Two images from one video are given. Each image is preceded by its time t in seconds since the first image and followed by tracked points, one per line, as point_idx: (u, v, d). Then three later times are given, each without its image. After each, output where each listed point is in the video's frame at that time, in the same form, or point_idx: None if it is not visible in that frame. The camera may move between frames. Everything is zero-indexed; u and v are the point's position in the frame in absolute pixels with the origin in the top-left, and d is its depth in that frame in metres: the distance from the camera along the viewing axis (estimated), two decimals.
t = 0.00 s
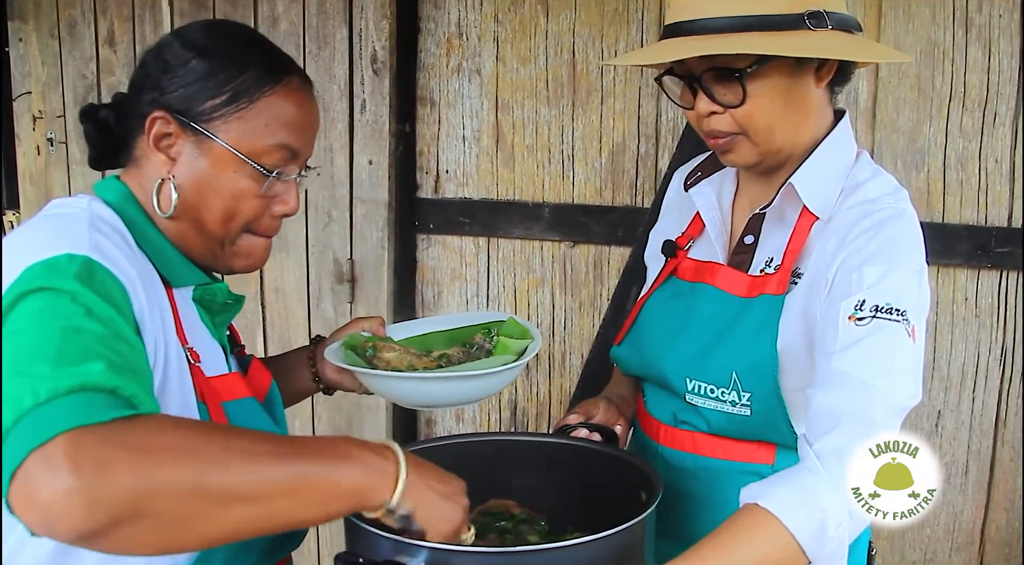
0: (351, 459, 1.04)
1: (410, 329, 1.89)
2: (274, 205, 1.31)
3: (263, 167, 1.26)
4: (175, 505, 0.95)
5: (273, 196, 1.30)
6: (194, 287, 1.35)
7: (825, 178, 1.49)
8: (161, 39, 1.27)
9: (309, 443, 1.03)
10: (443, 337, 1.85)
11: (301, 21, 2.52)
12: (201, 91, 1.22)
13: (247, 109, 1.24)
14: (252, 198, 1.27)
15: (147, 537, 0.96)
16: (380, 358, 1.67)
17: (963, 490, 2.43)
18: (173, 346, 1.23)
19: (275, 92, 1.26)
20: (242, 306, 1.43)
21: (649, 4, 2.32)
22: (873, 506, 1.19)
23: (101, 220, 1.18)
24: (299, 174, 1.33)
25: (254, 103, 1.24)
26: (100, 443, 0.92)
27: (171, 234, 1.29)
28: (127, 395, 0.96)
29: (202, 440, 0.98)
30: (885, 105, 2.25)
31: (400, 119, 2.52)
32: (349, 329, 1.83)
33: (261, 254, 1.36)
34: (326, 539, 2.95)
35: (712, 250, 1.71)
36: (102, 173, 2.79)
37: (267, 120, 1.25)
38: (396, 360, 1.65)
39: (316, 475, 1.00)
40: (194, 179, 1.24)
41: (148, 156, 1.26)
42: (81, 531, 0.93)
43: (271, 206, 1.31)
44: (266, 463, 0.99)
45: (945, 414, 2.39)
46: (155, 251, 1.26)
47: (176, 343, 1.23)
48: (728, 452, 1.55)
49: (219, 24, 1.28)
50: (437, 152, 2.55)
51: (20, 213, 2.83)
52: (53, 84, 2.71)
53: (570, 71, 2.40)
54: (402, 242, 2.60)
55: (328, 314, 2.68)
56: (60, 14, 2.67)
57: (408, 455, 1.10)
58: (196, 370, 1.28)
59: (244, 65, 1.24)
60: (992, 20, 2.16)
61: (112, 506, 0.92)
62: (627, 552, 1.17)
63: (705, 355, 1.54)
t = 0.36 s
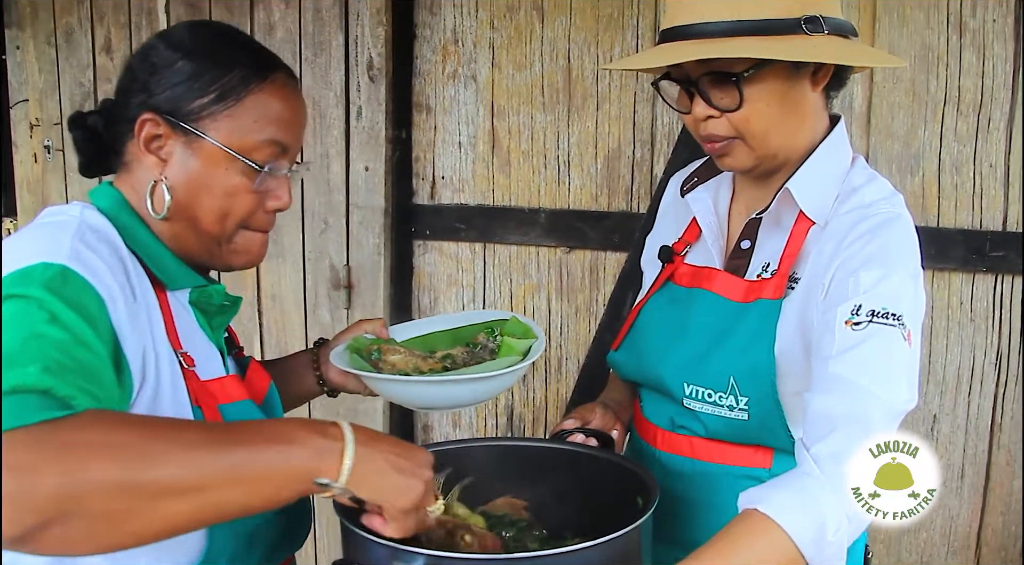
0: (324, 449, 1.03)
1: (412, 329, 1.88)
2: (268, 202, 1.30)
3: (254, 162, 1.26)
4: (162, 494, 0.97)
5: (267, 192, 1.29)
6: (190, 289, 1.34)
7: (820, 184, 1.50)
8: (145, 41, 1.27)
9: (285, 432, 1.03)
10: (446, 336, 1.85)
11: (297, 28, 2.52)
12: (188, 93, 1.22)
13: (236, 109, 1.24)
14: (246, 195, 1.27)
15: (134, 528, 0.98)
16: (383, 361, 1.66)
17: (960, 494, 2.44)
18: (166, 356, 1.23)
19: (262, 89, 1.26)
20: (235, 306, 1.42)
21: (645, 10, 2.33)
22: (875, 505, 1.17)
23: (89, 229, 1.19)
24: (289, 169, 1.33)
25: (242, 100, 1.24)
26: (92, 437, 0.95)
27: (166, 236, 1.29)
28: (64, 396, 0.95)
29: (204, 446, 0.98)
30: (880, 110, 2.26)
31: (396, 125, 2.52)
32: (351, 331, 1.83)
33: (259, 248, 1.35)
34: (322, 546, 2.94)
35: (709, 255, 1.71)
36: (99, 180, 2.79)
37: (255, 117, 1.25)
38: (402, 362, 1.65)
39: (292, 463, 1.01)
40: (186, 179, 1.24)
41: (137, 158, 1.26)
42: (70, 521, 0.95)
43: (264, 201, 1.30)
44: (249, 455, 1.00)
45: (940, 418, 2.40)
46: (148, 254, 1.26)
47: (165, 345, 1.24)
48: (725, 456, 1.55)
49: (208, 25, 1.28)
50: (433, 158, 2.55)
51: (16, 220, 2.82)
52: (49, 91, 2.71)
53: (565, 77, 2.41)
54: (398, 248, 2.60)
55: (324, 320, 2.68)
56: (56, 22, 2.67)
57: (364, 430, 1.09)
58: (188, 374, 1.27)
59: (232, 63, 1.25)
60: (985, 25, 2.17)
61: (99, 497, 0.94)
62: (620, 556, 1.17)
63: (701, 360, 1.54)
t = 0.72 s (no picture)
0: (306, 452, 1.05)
1: (415, 339, 1.90)
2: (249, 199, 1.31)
3: (231, 159, 1.27)
4: (151, 495, 0.98)
5: (247, 188, 1.30)
6: (176, 293, 1.36)
7: (813, 191, 1.51)
8: (121, 48, 1.30)
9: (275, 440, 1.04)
10: (449, 347, 1.87)
11: (291, 38, 2.54)
12: (162, 94, 1.24)
13: (212, 108, 1.26)
14: (226, 192, 1.28)
15: (121, 529, 0.99)
16: (388, 373, 1.68)
17: (951, 497, 2.45)
18: (144, 358, 1.23)
19: (238, 87, 1.28)
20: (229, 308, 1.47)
21: (636, 19, 2.35)
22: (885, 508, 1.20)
23: (72, 238, 1.20)
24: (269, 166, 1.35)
25: (216, 99, 1.26)
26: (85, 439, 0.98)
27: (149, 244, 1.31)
28: (55, 402, 0.97)
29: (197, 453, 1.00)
30: (868, 117, 2.29)
31: (389, 133, 2.54)
32: (359, 341, 1.81)
33: (241, 246, 1.35)
34: (316, 553, 2.95)
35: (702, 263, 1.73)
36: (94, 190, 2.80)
37: (231, 115, 1.27)
38: (407, 374, 1.68)
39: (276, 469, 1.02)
40: (165, 182, 1.26)
41: (116, 165, 1.28)
42: (62, 522, 0.97)
43: (246, 198, 1.32)
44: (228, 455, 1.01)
45: (930, 422, 2.42)
46: (129, 260, 1.27)
47: (145, 349, 1.24)
48: (718, 462, 1.57)
49: (184, 29, 1.30)
50: (426, 167, 2.57)
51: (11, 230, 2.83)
52: (44, 101, 2.72)
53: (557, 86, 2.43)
54: (392, 256, 2.61)
55: (319, 328, 2.69)
56: (51, 32, 2.68)
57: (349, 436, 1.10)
58: (169, 379, 1.28)
59: (207, 64, 1.26)
60: (972, 33, 2.20)
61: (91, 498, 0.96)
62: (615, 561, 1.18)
63: (695, 367, 1.56)
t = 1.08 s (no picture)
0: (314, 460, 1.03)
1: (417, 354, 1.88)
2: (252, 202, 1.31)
3: (237, 161, 1.27)
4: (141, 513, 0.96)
5: (250, 192, 1.30)
6: (181, 298, 1.34)
7: (810, 196, 1.51)
8: (124, 56, 1.28)
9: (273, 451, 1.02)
10: (453, 360, 1.86)
11: (285, 43, 2.52)
12: (167, 98, 1.23)
13: (216, 111, 1.25)
14: (230, 194, 1.27)
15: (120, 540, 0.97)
16: (392, 389, 1.68)
17: (948, 504, 2.44)
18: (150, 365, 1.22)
19: (239, 92, 1.27)
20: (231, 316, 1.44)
21: (631, 24, 2.34)
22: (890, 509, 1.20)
23: (79, 241, 1.19)
24: (271, 171, 1.34)
25: (219, 103, 1.25)
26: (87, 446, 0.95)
27: (154, 246, 1.29)
28: (63, 405, 0.95)
29: (193, 459, 0.98)
30: (864, 123, 2.28)
31: (384, 139, 2.53)
32: (363, 352, 1.79)
33: (241, 250, 1.34)
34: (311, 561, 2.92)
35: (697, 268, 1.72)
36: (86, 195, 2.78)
37: (235, 119, 1.26)
38: (410, 388, 1.67)
39: (287, 478, 1.00)
40: (171, 184, 1.24)
41: (122, 169, 1.26)
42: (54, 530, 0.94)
43: (249, 201, 1.31)
44: (233, 466, 0.99)
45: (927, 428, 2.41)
46: (134, 264, 1.25)
47: (150, 350, 1.22)
48: (715, 468, 1.56)
49: (182, 35, 1.30)
50: (421, 172, 2.56)
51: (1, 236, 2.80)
52: (36, 106, 2.70)
53: (553, 92, 2.42)
54: (387, 262, 2.59)
55: (313, 335, 2.67)
56: (43, 37, 2.66)
57: (370, 464, 1.07)
58: (177, 383, 1.26)
59: (206, 69, 1.26)
60: (967, 39, 2.20)
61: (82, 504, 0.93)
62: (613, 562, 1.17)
63: (693, 372, 1.54)
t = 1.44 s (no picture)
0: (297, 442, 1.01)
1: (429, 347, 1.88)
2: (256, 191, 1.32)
3: (241, 150, 1.28)
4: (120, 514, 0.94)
5: (254, 180, 1.31)
6: (181, 296, 1.35)
7: (816, 194, 1.53)
8: (114, 51, 1.28)
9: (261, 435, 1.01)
10: (465, 356, 1.86)
11: (287, 42, 2.52)
12: (168, 93, 1.24)
13: (218, 103, 1.26)
14: (235, 184, 1.28)
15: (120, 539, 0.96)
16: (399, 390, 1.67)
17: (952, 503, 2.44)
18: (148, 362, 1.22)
19: (239, 83, 1.29)
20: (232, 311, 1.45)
21: (633, 22, 2.34)
22: (891, 510, 1.27)
23: (73, 246, 1.18)
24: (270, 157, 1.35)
25: (221, 95, 1.27)
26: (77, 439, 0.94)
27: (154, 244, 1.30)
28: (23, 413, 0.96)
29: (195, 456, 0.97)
30: (867, 121, 2.28)
31: (386, 138, 2.53)
32: (371, 349, 1.83)
33: (249, 240, 1.35)
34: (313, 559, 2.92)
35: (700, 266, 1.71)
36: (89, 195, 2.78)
37: (238, 109, 1.28)
38: (416, 387, 1.69)
39: (264, 466, 0.97)
40: (178, 177, 1.25)
41: (124, 166, 1.26)
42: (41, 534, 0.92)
43: (252, 191, 1.32)
44: (226, 455, 0.97)
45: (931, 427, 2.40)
46: (135, 263, 1.25)
47: (147, 351, 1.22)
48: (717, 466, 1.55)
49: (176, 29, 1.29)
50: (423, 171, 2.55)
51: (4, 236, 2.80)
52: (39, 106, 2.70)
53: (554, 90, 2.42)
54: (389, 261, 2.59)
55: (315, 334, 2.67)
56: (45, 37, 2.66)
57: (339, 445, 1.03)
58: (176, 382, 1.25)
59: (206, 61, 1.27)
60: (970, 37, 2.20)
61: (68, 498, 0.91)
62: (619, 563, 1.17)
63: (699, 370, 1.54)
